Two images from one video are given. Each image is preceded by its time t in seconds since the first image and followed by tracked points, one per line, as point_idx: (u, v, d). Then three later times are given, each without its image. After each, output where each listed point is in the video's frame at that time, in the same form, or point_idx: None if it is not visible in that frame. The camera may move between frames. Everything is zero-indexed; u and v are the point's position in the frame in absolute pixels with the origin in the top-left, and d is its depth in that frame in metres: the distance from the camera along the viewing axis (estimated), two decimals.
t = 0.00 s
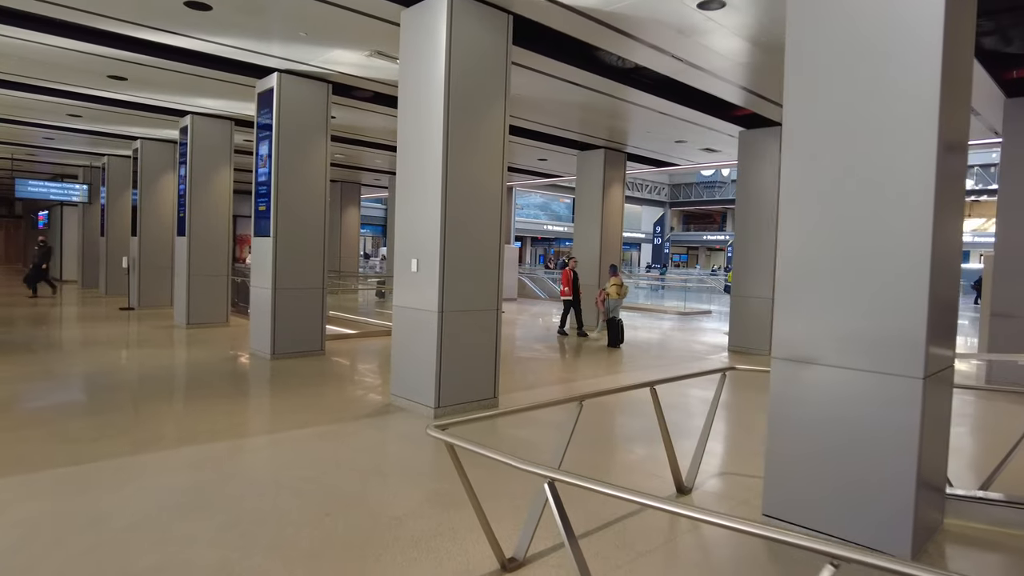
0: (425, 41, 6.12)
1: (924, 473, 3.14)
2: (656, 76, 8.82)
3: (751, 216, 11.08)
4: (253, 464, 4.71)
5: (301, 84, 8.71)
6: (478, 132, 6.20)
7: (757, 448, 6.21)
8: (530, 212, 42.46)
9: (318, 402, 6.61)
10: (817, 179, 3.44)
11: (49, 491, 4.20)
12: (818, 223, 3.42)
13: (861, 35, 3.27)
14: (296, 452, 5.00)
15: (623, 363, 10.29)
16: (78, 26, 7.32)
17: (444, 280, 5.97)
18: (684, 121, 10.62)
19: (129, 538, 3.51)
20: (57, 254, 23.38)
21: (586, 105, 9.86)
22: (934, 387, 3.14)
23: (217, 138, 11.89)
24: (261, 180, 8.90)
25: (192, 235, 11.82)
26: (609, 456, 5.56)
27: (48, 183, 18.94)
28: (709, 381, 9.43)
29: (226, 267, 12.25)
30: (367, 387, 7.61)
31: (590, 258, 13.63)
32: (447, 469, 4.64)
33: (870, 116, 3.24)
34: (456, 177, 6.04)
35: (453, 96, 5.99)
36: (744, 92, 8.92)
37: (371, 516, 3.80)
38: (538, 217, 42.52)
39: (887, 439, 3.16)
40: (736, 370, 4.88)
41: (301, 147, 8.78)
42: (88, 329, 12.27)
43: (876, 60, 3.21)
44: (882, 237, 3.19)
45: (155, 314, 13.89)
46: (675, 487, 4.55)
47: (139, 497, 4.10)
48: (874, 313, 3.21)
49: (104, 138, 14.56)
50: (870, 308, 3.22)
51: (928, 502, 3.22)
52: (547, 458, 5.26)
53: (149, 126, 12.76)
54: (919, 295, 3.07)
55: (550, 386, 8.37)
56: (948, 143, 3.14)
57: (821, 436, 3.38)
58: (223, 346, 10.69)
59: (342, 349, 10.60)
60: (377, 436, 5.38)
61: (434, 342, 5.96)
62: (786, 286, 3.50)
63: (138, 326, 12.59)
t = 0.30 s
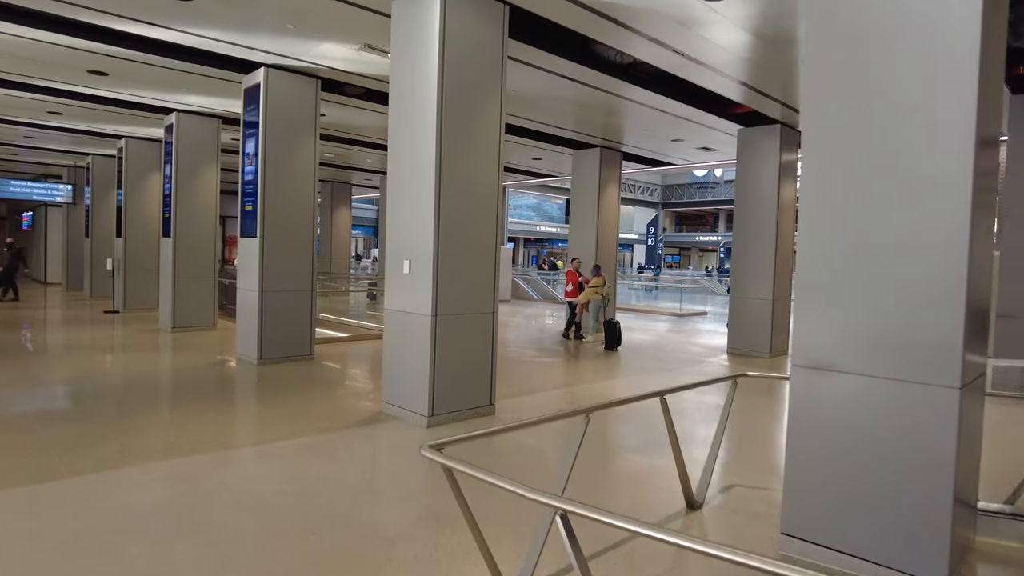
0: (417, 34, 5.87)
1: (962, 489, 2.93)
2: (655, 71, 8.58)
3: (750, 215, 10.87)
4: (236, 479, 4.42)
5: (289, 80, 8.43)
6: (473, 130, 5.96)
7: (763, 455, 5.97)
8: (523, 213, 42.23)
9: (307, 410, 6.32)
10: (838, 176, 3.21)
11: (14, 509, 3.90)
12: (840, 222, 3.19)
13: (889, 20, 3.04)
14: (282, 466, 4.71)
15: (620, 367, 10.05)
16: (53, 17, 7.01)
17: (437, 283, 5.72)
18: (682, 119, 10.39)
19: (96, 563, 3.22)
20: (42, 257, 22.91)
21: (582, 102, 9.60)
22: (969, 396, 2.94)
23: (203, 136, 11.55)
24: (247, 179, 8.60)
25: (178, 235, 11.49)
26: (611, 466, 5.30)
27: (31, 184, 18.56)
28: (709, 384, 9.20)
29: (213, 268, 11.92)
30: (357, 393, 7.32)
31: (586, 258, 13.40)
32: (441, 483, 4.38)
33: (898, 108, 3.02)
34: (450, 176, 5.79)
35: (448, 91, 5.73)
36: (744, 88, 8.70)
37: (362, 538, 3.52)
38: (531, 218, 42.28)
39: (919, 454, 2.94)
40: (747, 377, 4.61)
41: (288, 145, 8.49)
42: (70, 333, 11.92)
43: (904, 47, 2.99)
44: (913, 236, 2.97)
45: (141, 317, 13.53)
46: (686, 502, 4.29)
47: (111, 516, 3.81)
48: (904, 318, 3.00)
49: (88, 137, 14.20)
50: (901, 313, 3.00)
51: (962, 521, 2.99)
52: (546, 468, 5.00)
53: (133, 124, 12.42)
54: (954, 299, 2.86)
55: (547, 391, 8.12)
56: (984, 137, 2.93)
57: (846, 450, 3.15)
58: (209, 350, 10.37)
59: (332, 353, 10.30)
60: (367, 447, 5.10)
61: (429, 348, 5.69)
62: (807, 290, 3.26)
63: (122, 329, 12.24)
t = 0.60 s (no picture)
0: (415, 24, 5.64)
1: (1009, 502, 2.70)
2: (659, 65, 8.40)
3: (752, 213, 10.67)
4: (225, 491, 4.18)
5: (281, 74, 8.18)
6: (473, 124, 5.72)
7: (774, 460, 5.75)
8: (518, 213, 41.97)
9: (300, 415, 6.07)
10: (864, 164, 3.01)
11: None
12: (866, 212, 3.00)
13: None
14: (274, 475, 4.46)
15: (621, 368, 9.81)
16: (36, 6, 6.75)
17: (436, 283, 5.48)
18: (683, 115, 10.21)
19: None
20: (30, 257, 22.49)
21: (583, 97, 9.36)
22: (1016, 404, 2.71)
23: (193, 132, 11.25)
24: (238, 177, 8.34)
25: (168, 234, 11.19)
26: (619, 472, 5.07)
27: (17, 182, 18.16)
28: (713, 386, 8.97)
29: (203, 268, 11.61)
30: (352, 397, 7.07)
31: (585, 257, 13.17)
32: (442, 495, 4.14)
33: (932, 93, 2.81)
34: (449, 172, 5.56)
35: (447, 84, 5.50)
36: (749, 83, 8.49)
37: (358, 557, 3.28)
38: (526, 218, 42.02)
39: (960, 463, 2.73)
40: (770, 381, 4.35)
41: (281, 142, 8.24)
42: (57, 334, 11.61)
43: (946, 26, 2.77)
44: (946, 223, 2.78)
45: (130, 318, 13.22)
46: (703, 514, 4.06)
47: (91, 532, 3.56)
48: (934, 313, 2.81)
49: (76, 134, 13.88)
50: (940, 312, 2.79)
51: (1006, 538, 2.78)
52: (552, 474, 4.76)
53: (123, 121, 12.14)
54: (1000, 300, 2.64)
55: (547, 394, 7.88)
56: None
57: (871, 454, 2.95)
58: (199, 352, 10.09)
59: (325, 355, 10.04)
60: (363, 455, 4.85)
61: (427, 350, 5.45)
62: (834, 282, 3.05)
63: (110, 331, 11.93)
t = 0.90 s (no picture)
0: (410, 13, 5.41)
1: None
2: (662, 61, 8.21)
3: (755, 213, 10.46)
4: (208, 505, 3.93)
5: (273, 68, 7.94)
6: (470, 117, 5.49)
7: (783, 468, 5.52)
8: (514, 214, 41.76)
9: (291, 422, 5.81)
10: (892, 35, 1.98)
11: None
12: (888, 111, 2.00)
13: None
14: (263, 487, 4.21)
15: (621, 371, 9.59)
16: None
17: (432, 283, 5.24)
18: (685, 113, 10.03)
19: None
20: (19, 257, 22.11)
21: (583, 93, 9.13)
22: None
23: (184, 131, 10.91)
24: (229, 174, 8.09)
25: (156, 234, 10.90)
26: (625, 482, 4.84)
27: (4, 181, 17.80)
28: (716, 389, 8.76)
29: (193, 269, 11.31)
30: (345, 402, 6.82)
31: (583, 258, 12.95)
32: (439, 509, 3.90)
33: None
34: (447, 167, 5.32)
35: (444, 76, 5.27)
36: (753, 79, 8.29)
37: None
38: (522, 219, 41.81)
39: None
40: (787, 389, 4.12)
41: (272, 139, 7.99)
42: (43, 336, 11.31)
43: None
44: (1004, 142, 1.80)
45: (118, 320, 12.93)
46: (717, 530, 3.84)
47: (63, 551, 3.31)
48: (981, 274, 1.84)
49: (64, 132, 13.59)
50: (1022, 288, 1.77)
51: None
52: (554, 484, 4.52)
53: (111, 119, 11.86)
54: None
55: (547, 399, 7.65)
56: None
57: (869, 451, 2.01)
58: (188, 355, 9.80)
59: (318, 359, 9.78)
60: (356, 465, 4.60)
61: (424, 354, 5.21)
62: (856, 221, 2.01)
63: (98, 333, 11.63)
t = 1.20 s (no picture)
0: (404, 3, 5.20)
1: None
2: (662, 57, 8.02)
3: (755, 213, 10.29)
4: (191, 520, 3.70)
5: (263, 63, 7.72)
6: (468, 113, 5.29)
7: (792, 475, 5.33)
8: (507, 215, 41.54)
9: (281, 429, 5.58)
10: None
11: None
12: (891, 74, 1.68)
13: None
14: (251, 500, 3.99)
15: (619, 374, 9.39)
16: None
17: (426, 284, 5.02)
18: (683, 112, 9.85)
19: None
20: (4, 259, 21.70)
21: (580, 90, 8.94)
22: None
23: (171, 129, 10.60)
24: (216, 172, 7.85)
25: (143, 234, 10.62)
26: (629, 490, 4.65)
27: None
28: (717, 393, 8.57)
29: (182, 270, 11.04)
30: (336, 408, 6.59)
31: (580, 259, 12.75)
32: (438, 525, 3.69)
33: None
34: (441, 164, 5.12)
35: (439, 68, 5.06)
36: (754, 75, 8.13)
37: None
38: (515, 220, 41.59)
39: None
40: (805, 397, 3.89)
41: (261, 136, 7.76)
42: (28, 339, 11.02)
43: None
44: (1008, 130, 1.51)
45: (105, 323, 12.64)
46: (731, 545, 3.64)
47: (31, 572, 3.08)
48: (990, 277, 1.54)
49: (49, 130, 13.29)
50: None
51: None
52: (557, 492, 4.32)
53: (97, 117, 11.59)
54: None
55: (543, 404, 7.44)
56: None
57: (873, 463, 1.71)
58: (176, 359, 9.54)
59: (309, 362, 9.55)
60: (350, 475, 4.38)
61: (418, 359, 5.00)
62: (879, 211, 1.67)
63: (82, 336, 11.34)
